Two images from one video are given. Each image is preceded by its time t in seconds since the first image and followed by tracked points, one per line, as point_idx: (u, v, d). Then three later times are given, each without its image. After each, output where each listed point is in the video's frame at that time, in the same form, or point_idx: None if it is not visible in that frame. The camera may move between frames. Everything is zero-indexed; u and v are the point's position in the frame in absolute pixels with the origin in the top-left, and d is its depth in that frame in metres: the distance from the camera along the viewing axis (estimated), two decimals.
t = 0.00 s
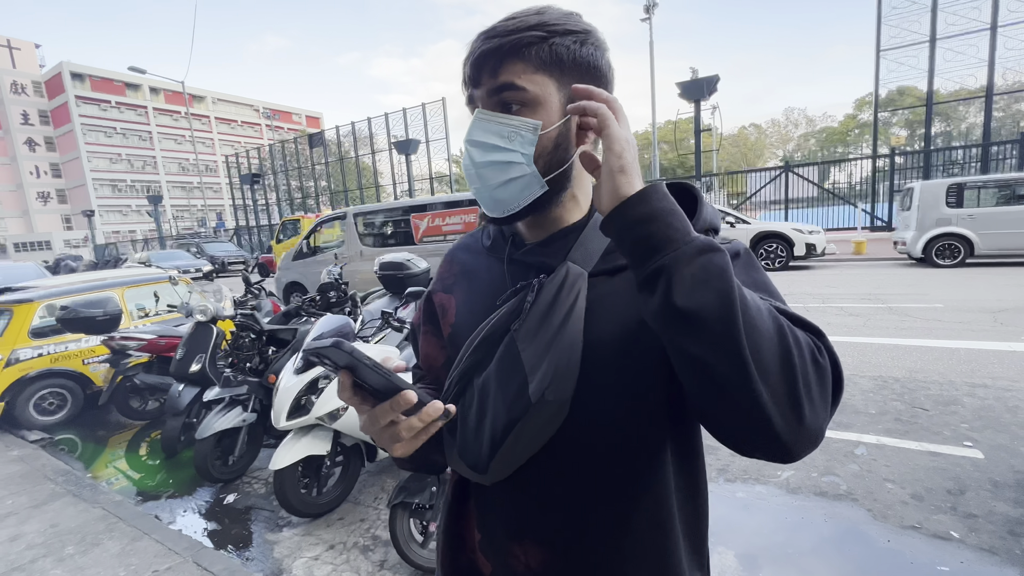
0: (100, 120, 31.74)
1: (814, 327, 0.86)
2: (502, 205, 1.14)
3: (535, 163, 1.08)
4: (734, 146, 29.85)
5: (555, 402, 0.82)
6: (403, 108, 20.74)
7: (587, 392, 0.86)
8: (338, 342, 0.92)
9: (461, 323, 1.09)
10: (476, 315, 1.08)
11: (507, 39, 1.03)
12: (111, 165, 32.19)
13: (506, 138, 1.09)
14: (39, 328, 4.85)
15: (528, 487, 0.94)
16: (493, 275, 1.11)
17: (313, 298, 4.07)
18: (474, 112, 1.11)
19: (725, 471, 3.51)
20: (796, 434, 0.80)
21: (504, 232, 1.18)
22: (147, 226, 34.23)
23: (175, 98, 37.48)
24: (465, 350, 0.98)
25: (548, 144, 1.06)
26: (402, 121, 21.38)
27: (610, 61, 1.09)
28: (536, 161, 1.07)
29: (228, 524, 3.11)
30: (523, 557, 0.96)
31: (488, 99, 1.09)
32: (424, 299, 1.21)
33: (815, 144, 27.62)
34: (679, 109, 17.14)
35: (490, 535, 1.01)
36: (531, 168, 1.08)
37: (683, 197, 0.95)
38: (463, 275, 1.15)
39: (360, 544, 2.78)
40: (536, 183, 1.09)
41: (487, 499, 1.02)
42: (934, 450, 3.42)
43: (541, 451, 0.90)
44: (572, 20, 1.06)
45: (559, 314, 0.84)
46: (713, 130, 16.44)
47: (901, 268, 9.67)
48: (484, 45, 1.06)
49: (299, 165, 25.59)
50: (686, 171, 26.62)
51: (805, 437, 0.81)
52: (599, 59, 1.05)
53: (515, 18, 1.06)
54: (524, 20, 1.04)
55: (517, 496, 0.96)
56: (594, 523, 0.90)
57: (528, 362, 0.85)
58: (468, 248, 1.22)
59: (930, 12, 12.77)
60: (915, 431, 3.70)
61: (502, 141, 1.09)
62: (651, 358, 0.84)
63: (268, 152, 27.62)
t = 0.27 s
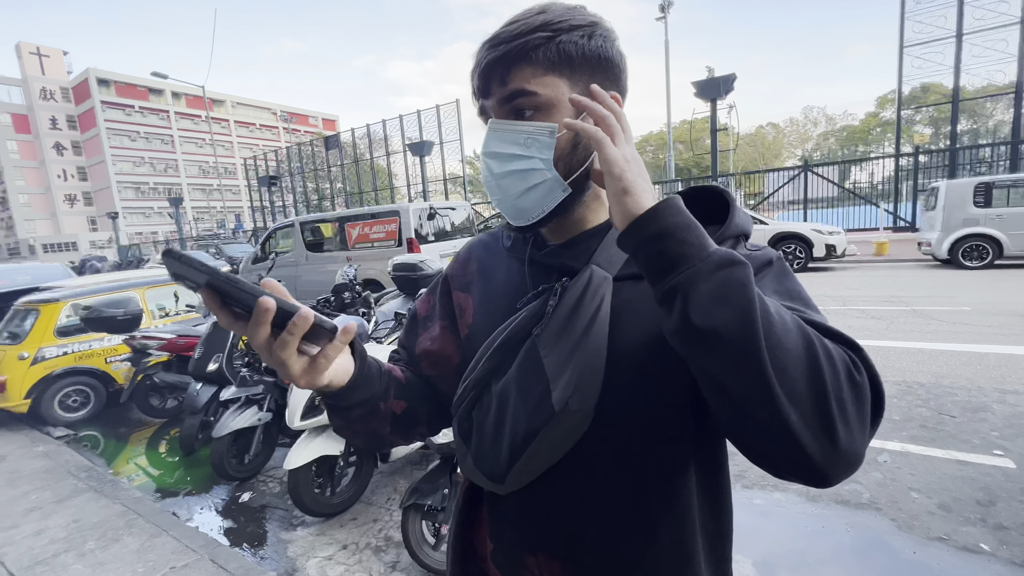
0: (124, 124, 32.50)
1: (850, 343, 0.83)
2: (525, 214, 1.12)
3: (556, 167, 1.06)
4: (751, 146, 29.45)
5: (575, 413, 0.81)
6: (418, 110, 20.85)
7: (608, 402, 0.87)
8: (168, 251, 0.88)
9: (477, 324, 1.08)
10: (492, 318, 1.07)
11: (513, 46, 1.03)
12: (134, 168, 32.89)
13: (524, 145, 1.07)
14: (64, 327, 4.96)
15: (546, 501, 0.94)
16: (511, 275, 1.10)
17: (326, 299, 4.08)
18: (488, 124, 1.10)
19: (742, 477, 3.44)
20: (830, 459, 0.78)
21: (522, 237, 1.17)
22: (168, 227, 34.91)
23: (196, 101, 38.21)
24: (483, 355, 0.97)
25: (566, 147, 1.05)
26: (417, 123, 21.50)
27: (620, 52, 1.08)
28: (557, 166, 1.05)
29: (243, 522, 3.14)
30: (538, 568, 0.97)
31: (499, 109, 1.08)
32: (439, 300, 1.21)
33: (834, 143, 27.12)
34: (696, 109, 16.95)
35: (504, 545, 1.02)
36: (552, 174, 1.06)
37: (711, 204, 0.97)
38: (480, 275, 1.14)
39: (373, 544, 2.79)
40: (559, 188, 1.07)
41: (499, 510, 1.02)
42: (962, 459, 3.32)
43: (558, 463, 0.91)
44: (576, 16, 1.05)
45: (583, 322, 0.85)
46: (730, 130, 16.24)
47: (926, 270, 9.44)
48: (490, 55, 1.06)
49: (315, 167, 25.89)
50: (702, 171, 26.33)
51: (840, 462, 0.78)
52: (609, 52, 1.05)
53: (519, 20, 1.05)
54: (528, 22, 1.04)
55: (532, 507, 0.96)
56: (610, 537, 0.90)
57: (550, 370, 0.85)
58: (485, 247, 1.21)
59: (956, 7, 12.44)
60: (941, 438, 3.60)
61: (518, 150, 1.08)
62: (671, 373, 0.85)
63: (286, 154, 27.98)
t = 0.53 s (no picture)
0: (144, 128, 33.18)
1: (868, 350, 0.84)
2: (532, 220, 1.16)
3: (561, 173, 1.09)
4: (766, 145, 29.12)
5: (593, 415, 0.83)
6: (431, 112, 20.98)
7: (624, 404, 0.88)
8: (309, 267, 0.92)
9: (488, 326, 1.10)
10: (504, 320, 1.09)
11: (515, 55, 1.04)
12: (154, 170, 33.51)
13: (530, 153, 1.11)
14: (87, 326, 5.09)
15: (560, 502, 0.96)
16: (522, 278, 1.11)
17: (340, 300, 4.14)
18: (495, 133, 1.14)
19: (756, 480, 3.42)
20: (847, 464, 0.79)
21: (533, 241, 1.19)
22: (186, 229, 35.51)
23: (214, 105, 38.86)
24: (496, 357, 0.99)
25: (571, 153, 1.07)
26: (429, 125, 21.63)
27: (625, 51, 1.07)
28: (562, 172, 1.08)
29: (259, 518, 3.20)
30: (553, 567, 0.98)
31: (505, 118, 1.11)
32: (448, 300, 1.22)
33: (852, 142, 26.69)
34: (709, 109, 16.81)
35: (517, 547, 1.03)
36: (557, 181, 1.09)
37: (726, 206, 0.97)
38: (490, 277, 1.15)
39: (386, 542, 2.82)
40: (565, 194, 1.10)
41: (511, 512, 1.03)
42: (984, 465, 3.25)
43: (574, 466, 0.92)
44: (577, 19, 1.05)
45: (599, 325, 0.86)
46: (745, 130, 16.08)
47: (947, 272, 9.25)
48: (494, 66, 1.08)
49: (330, 169, 26.17)
50: (716, 171, 26.09)
51: (858, 467, 0.80)
52: (612, 51, 1.04)
53: (522, 27, 1.06)
54: (530, 29, 1.04)
55: (547, 510, 0.98)
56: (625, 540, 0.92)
57: (566, 372, 0.86)
58: (496, 248, 1.23)
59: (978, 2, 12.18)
60: (961, 443, 3.53)
61: (525, 158, 1.12)
62: (686, 376, 0.86)
63: (301, 157, 28.30)
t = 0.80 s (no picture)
0: (158, 131, 33.62)
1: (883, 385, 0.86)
2: (536, 222, 1.17)
3: (563, 174, 1.10)
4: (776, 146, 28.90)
5: (601, 420, 0.85)
6: (439, 113, 21.06)
7: (638, 418, 0.89)
8: (382, 351, 0.90)
9: (494, 329, 1.11)
10: (509, 321, 1.10)
11: (515, 60, 1.05)
12: (167, 173, 33.93)
13: (531, 155, 1.12)
14: (102, 326, 5.18)
15: (567, 506, 0.97)
16: (528, 281, 1.13)
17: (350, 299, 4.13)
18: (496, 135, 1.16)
19: (765, 483, 3.40)
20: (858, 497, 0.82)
21: (538, 243, 1.20)
22: (198, 230, 35.90)
23: (225, 108, 39.29)
24: (503, 359, 1.00)
25: (572, 154, 1.08)
26: (438, 127, 21.71)
27: (624, 52, 1.09)
28: (563, 173, 1.09)
29: (270, 516, 3.23)
30: (559, 568, 0.99)
31: (506, 121, 1.13)
32: (455, 304, 1.23)
33: (864, 142, 26.42)
34: (719, 110, 16.70)
35: (524, 546, 1.05)
36: (559, 181, 1.10)
37: (731, 210, 0.97)
38: (496, 280, 1.17)
39: (395, 541, 2.84)
40: (568, 195, 1.11)
41: (520, 512, 1.05)
42: (999, 469, 3.21)
43: (580, 469, 0.94)
44: (576, 22, 1.07)
45: (605, 331, 0.87)
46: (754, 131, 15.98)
47: (962, 273, 9.12)
48: (495, 70, 1.09)
49: (339, 170, 26.35)
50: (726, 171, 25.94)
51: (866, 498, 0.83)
52: (611, 54, 1.06)
53: (522, 32, 1.08)
54: (530, 33, 1.06)
55: (552, 511, 0.99)
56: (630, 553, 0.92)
57: (573, 374, 0.88)
58: (502, 252, 1.24)
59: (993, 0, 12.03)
60: (975, 447, 3.49)
61: (526, 160, 1.13)
62: (698, 394, 0.87)
63: (311, 158, 28.51)
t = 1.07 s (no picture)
0: (165, 134, 33.86)
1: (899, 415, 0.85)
2: (545, 219, 1.19)
3: (571, 171, 1.11)
4: (781, 147, 28.83)
5: (597, 431, 0.85)
6: (444, 115, 21.13)
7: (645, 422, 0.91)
8: (384, 361, 0.90)
9: (500, 330, 1.12)
10: (515, 323, 1.11)
11: (525, 58, 1.05)
12: (174, 174, 34.18)
13: (540, 153, 1.14)
14: (111, 326, 5.23)
15: (569, 512, 0.98)
16: (534, 282, 1.14)
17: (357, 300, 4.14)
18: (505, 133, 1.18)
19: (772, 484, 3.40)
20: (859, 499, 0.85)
21: (544, 243, 1.21)
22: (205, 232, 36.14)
23: (232, 110, 39.54)
24: (507, 361, 1.02)
25: (581, 152, 1.10)
26: (443, 129, 21.78)
27: (631, 52, 1.11)
28: (571, 170, 1.11)
29: (277, 515, 3.26)
30: (561, 567, 1.01)
31: (515, 118, 1.14)
32: (463, 303, 1.25)
33: (870, 143, 26.31)
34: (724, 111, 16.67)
35: (530, 545, 1.06)
36: (567, 179, 1.12)
37: (744, 214, 0.99)
38: (503, 281, 1.18)
39: (401, 540, 2.85)
40: (575, 192, 1.13)
41: (525, 512, 1.06)
42: (1007, 471, 3.19)
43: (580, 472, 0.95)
44: (585, 20, 1.08)
45: (601, 338, 0.88)
46: (759, 132, 15.95)
47: (969, 274, 9.08)
48: (502, 67, 1.09)
49: (345, 172, 26.47)
50: (730, 172, 25.88)
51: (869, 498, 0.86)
52: (619, 53, 1.08)
53: (530, 31, 1.09)
54: (538, 31, 1.07)
55: (557, 512, 1.00)
56: (631, 570, 0.94)
57: (570, 380, 0.88)
58: (509, 253, 1.25)
59: None
60: (983, 449, 3.48)
61: (535, 157, 1.15)
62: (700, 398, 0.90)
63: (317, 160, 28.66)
